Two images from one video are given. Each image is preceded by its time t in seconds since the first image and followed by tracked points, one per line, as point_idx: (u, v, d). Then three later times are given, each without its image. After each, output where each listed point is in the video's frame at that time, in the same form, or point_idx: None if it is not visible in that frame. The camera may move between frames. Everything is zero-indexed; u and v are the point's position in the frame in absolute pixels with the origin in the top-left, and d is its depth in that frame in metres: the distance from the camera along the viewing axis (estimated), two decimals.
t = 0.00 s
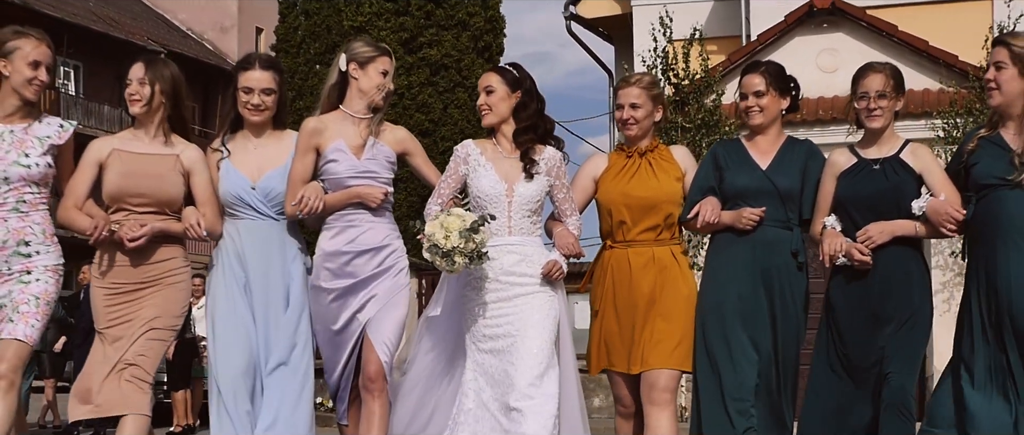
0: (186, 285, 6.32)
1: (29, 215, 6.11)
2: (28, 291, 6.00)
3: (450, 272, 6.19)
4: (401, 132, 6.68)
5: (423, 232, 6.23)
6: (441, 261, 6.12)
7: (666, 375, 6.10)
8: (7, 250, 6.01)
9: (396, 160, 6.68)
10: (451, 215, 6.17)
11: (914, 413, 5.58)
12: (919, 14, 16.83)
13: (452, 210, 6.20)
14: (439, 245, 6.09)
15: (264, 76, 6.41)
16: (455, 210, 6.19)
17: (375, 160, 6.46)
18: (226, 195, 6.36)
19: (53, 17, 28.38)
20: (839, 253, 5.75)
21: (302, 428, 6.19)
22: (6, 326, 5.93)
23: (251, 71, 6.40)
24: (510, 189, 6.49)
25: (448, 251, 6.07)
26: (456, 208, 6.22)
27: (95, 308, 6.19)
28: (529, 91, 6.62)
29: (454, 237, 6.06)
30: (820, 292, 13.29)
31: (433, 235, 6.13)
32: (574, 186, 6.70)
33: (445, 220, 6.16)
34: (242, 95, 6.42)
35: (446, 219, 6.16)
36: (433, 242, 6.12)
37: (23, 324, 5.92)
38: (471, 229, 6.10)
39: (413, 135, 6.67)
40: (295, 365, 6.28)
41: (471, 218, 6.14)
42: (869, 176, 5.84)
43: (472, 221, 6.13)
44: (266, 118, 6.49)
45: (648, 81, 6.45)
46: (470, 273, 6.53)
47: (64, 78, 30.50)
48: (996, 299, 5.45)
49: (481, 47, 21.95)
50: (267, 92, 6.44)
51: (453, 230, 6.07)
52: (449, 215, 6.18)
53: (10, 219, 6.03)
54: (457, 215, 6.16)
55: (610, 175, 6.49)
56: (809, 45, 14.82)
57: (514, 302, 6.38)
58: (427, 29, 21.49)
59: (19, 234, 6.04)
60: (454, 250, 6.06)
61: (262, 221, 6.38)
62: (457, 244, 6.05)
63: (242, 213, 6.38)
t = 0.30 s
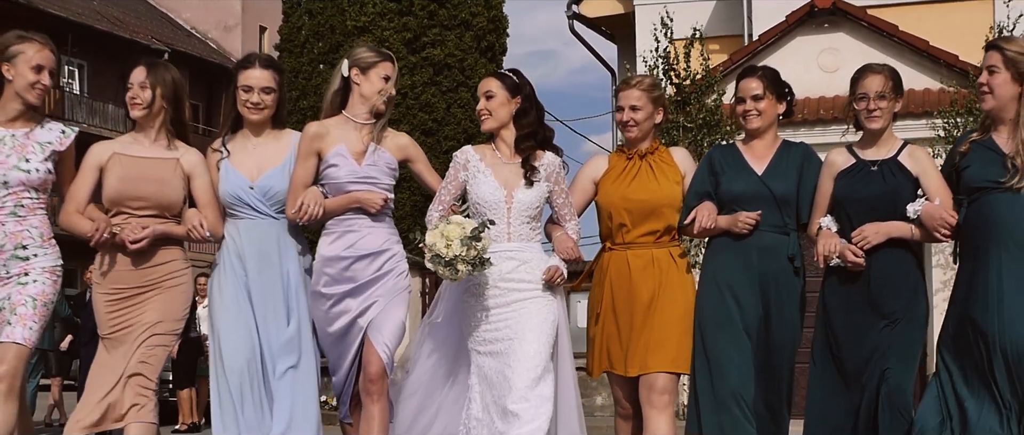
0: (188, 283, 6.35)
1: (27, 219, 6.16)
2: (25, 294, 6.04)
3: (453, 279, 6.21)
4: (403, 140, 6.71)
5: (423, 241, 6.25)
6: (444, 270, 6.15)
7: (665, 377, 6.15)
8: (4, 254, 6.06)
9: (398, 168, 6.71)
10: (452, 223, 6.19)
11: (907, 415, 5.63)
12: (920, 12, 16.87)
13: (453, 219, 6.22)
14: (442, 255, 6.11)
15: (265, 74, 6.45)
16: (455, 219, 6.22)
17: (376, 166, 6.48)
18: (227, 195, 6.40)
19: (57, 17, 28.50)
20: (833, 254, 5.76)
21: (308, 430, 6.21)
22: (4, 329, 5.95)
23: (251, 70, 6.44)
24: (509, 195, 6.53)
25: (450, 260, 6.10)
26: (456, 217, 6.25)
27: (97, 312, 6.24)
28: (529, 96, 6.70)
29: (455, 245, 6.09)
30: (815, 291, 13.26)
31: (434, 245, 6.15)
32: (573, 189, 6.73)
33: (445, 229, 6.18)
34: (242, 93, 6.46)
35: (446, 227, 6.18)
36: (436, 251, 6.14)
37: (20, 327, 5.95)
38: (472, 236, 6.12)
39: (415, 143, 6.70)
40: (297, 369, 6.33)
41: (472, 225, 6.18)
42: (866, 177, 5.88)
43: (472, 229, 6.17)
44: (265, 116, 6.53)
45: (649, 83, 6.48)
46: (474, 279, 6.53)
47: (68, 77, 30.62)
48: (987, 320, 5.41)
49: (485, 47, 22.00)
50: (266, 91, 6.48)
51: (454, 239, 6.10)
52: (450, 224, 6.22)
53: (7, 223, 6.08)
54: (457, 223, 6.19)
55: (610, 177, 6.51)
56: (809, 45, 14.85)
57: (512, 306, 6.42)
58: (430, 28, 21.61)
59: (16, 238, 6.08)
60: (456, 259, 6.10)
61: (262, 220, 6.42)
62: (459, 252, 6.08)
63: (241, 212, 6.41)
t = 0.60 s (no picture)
0: (193, 277, 6.43)
1: (27, 217, 6.23)
2: (28, 290, 6.09)
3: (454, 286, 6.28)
4: (407, 142, 6.76)
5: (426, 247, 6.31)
6: (446, 279, 6.21)
7: (666, 377, 6.23)
8: (5, 251, 6.13)
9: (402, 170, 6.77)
10: (454, 231, 6.23)
11: (903, 414, 5.66)
12: (920, 11, 16.96)
13: (455, 226, 6.26)
14: (444, 264, 6.16)
15: (269, 73, 6.52)
16: (457, 226, 6.26)
17: (378, 166, 6.55)
18: (231, 192, 6.46)
19: (65, 16, 28.66)
20: (829, 253, 5.83)
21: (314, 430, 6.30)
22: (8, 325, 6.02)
23: (254, 68, 6.50)
24: (510, 196, 6.58)
25: (452, 269, 6.15)
26: (458, 224, 6.29)
27: (102, 313, 6.29)
28: (532, 95, 6.75)
29: (457, 254, 6.13)
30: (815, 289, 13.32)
31: (436, 254, 6.19)
32: (574, 188, 6.79)
33: (447, 237, 6.23)
34: (245, 92, 6.52)
35: (449, 235, 6.22)
36: (438, 261, 6.18)
37: (24, 323, 6.01)
38: (474, 244, 6.17)
39: (419, 145, 6.75)
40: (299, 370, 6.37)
41: (474, 232, 6.21)
42: (864, 175, 5.93)
43: (474, 235, 6.21)
44: (269, 114, 6.59)
45: (651, 82, 6.55)
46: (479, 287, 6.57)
47: (75, 76, 30.77)
48: (981, 326, 5.44)
49: (490, 47, 22.13)
50: (269, 89, 6.54)
51: (457, 247, 6.14)
52: (452, 231, 6.25)
53: (7, 221, 6.15)
54: (460, 230, 6.23)
55: (612, 175, 6.57)
56: (812, 46, 15.17)
57: (511, 307, 6.47)
58: (436, 28, 21.68)
59: (16, 235, 6.15)
60: (458, 268, 6.15)
61: (266, 216, 6.48)
62: (461, 261, 6.13)
63: (246, 209, 6.48)
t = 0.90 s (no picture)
0: (195, 271, 6.51)
1: (30, 218, 6.30)
2: (32, 294, 6.18)
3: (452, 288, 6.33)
4: (410, 144, 6.82)
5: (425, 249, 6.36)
6: (445, 281, 6.27)
7: (668, 381, 6.29)
8: (8, 253, 6.20)
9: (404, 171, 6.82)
10: (453, 233, 6.28)
11: (897, 415, 5.76)
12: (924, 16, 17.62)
13: (454, 228, 6.31)
14: (442, 266, 6.22)
15: (272, 75, 6.57)
16: (457, 229, 6.31)
17: (378, 168, 6.60)
18: (235, 192, 6.52)
19: (71, 20, 28.79)
20: (827, 257, 5.84)
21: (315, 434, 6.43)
22: (14, 330, 6.13)
23: (257, 71, 6.55)
24: (509, 198, 6.64)
25: (450, 272, 6.21)
26: (458, 227, 6.34)
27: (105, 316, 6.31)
28: (534, 96, 6.80)
29: (456, 258, 6.19)
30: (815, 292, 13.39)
31: (435, 256, 6.25)
32: (575, 188, 6.83)
33: (447, 239, 6.28)
34: (248, 95, 6.58)
35: (449, 238, 6.27)
36: (437, 263, 6.24)
37: (30, 328, 6.11)
38: (473, 248, 6.22)
39: (422, 147, 6.80)
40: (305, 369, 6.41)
41: (474, 237, 6.26)
42: (860, 176, 5.98)
43: (473, 239, 6.26)
44: (272, 116, 6.65)
45: (653, 83, 6.61)
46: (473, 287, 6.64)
47: (82, 80, 30.90)
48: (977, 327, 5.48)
49: (494, 51, 21.97)
50: (272, 91, 6.59)
51: (455, 251, 6.20)
52: (451, 234, 6.30)
53: (10, 223, 6.22)
54: (459, 233, 6.28)
55: (614, 176, 6.62)
56: (817, 49, 15.78)
57: (513, 309, 6.52)
58: (441, 33, 21.68)
59: (19, 236, 6.22)
60: (456, 271, 6.21)
61: (269, 216, 6.53)
62: (459, 265, 6.19)
63: (248, 209, 6.54)
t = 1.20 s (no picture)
0: (200, 269, 6.58)
1: (39, 214, 6.39)
2: (41, 295, 6.31)
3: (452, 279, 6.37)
4: (414, 137, 6.84)
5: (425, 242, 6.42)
6: (444, 271, 6.34)
7: (669, 381, 6.37)
8: (16, 249, 6.29)
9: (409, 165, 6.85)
10: (451, 225, 6.36)
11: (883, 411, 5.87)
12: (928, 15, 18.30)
13: (452, 220, 6.40)
14: (442, 257, 6.30)
15: (276, 73, 6.64)
16: (455, 220, 6.39)
17: (383, 162, 6.64)
18: (239, 188, 6.62)
19: (79, 21, 28.89)
20: (825, 253, 5.91)
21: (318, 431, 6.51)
22: (24, 332, 6.24)
23: (260, 68, 6.62)
24: (510, 192, 6.70)
25: (450, 262, 6.29)
26: (456, 218, 6.42)
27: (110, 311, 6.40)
28: (536, 92, 6.86)
29: (455, 248, 6.26)
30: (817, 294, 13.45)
31: (434, 247, 6.32)
32: (578, 182, 6.88)
33: (445, 231, 6.35)
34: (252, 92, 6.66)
35: (446, 230, 6.35)
36: (436, 255, 6.32)
37: (41, 330, 6.25)
38: (471, 237, 6.30)
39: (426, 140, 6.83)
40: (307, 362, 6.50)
41: (471, 226, 6.34)
42: (857, 173, 6.05)
43: (471, 230, 6.34)
44: (276, 113, 6.72)
45: (654, 79, 6.68)
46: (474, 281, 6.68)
47: (90, 80, 31.06)
48: (984, 320, 5.55)
49: (501, 52, 21.85)
50: (276, 88, 6.66)
51: (454, 241, 6.27)
52: (450, 226, 6.38)
53: (20, 218, 6.30)
54: (457, 225, 6.36)
55: (616, 172, 6.68)
56: (821, 50, 16.18)
57: (514, 305, 6.59)
58: (448, 34, 21.72)
59: (28, 232, 6.31)
60: (456, 261, 6.28)
61: (271, 213, 6.62)
62: (458, 255, 6.26)
63: (252, 206, 6.63)
